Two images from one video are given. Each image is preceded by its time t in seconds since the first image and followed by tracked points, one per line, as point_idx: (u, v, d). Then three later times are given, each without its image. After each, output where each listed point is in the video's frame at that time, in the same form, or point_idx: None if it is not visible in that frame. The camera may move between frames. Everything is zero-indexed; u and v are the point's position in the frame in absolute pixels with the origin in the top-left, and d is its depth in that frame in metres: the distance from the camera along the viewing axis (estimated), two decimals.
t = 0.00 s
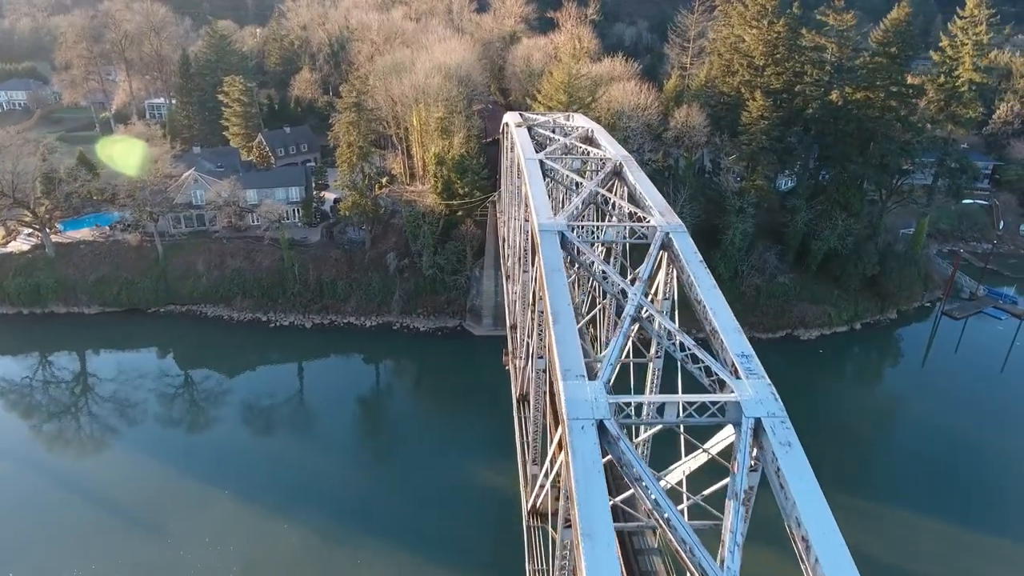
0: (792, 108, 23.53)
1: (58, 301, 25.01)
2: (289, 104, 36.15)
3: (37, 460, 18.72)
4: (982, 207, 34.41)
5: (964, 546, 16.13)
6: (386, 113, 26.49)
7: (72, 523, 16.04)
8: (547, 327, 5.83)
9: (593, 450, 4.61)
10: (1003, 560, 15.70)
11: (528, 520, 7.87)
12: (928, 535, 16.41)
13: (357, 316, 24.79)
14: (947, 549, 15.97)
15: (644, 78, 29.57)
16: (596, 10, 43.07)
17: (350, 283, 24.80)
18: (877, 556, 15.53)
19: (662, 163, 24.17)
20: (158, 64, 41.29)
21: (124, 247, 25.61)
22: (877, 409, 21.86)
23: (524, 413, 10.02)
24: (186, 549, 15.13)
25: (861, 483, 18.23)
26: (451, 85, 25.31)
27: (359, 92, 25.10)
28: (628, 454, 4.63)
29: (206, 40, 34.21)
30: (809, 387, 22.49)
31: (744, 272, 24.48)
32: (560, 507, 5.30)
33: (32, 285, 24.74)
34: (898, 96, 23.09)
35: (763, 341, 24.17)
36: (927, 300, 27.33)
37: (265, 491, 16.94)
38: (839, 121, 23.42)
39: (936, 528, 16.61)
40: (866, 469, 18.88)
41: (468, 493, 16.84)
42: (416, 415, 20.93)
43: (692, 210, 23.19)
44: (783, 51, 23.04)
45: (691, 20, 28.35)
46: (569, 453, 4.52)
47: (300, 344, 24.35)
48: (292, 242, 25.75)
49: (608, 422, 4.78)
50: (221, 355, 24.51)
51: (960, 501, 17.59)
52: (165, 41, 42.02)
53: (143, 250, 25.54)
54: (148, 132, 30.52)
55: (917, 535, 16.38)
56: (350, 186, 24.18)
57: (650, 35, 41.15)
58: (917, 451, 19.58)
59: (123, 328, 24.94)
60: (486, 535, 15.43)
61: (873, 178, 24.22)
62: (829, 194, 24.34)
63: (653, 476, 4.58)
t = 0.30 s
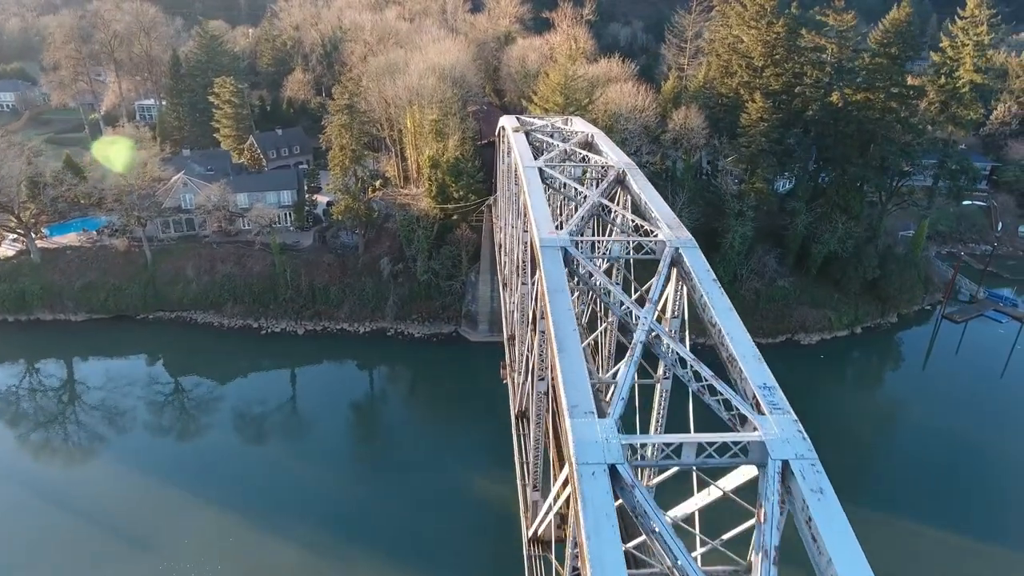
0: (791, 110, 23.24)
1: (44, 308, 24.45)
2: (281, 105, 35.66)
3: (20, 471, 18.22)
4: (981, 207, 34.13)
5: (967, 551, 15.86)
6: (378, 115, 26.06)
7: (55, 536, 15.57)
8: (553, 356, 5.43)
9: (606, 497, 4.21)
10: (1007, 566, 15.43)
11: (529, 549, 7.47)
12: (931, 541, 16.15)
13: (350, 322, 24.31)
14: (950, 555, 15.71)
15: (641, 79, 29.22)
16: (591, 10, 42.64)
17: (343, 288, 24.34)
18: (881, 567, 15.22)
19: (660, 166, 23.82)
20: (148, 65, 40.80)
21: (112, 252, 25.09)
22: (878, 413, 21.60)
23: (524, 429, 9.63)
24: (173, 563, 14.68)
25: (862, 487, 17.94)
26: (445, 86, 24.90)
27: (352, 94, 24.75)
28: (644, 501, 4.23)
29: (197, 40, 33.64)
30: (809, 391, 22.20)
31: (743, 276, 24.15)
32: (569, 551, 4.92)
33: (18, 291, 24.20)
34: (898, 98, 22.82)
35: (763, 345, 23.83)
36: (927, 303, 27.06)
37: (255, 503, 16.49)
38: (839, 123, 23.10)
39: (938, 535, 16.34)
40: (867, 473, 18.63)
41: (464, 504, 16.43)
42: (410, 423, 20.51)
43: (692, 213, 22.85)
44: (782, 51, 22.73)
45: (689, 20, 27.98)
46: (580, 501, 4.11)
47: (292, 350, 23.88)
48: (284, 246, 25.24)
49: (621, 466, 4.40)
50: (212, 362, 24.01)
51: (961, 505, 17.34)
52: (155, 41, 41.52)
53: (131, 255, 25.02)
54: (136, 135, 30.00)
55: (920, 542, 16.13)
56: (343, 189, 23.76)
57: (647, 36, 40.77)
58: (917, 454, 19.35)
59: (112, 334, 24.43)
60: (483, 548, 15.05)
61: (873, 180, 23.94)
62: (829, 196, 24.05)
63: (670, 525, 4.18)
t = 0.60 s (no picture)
0: (791, 111, 22.89)
1: (30, 315, 23.96)
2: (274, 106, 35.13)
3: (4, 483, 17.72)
4: (980, 209, 33.83)
5: (970, 555, 15.60)
6: (372, 117, 25.66)
7: (39, 551, 15.10)
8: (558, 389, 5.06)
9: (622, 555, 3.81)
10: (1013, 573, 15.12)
11: None
12: (931, 542, 15.93)
13: (344, 329, 23.84)
14: (955, 561, 15.41)
15: (639, 80, 28.86)
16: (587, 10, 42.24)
17: (336, 294, 23.88)
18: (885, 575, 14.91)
19: (659, 168, 23.48)
20: (138, 66, 40.24)
21: (100, 258, 24.54)
22: (879, 415, 21.40)
23: (523, 447, 9.27)
24: None
25: (863, 492, 17.64)
26: (441, 88, 24.54)
27: (345, 96, 24.25)
28: (664, 558, 3.84)
29: (188, 40, 33.16)
30: (810, 396, 21.90)
31: (743, 280, 23.80)
32: None
33: (3, 297, 23.67)
34: (899, 99, 22.54)
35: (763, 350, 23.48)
36: (928, 307, 26.77)
37: (245, 516, 16.06)
38: (839, 125, 22.82)
39: (938, 536, 16.14)
40: (868, 475, 18.39)
41: (463, 521, 16.02)
42: (406, 432, 20.08)
43: (691, 216, 22.51)
44: (781, 52, 22.43)
45: (687, 21, 27.68)
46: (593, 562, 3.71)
47: (284, 357, 23.41)
48: (276, 251, 24.74)
49: (636, 519, 4.02)
50: (202, 369, 23.51)
51: (960, 505, 17.16)
52: (146, 42, 40.95)
53: (120, 261, 24.49)
54: (126, 137, 29.46)
55: (921, 544, 15.89)
56: (336, 193, 23.31)
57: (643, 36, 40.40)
58: (917, 455, 19.12)
59: (100, 341, 23.93)
60: (480, 564, 14.67)
61: (875, 183, 23.61)
62: (830, 199, 23.73)
63: None
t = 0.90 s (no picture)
0: (793, 113, 22.66)
1: (17, 322, 23.44)
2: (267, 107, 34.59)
3: None
4: (980, 210, 33.55)
5: (974, 561, 15.30)
6: (367, 119, 25.19)
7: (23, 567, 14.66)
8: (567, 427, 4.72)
9: None
10: None
11: None
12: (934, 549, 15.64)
13: (338, 335, 23.37)
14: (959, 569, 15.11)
15: (638, 81, 28.48)
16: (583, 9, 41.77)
17: (330, 300, 23.43)
18: None
19: (658, 171, 23.14)
20: (129, 66, 39.63)
21: (89, 263, 24.02)
22: (880, 418, 21.13)
23: (524, 465, 8.94)
24: None
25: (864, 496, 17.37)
26: (437, 89, 24.11)
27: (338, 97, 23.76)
28: None
29: (180, 40, 32.63)
30: (811, 400, 21.59)
31: (745, 284, 23.42)
32: None
33: None
34: (902, 100, 22.20)
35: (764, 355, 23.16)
36: (930, 310, 26.46)
37: (236, 530, 15.65)
38: (842, 126, 22.50)
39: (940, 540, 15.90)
40: (871, 480, 18.10)
41: (460, 535, 15.61)
42: (402, 441, 19.66)
43: (691, 220, 22.15)
44: (783, 53, 22.10)
45: (686, 21, 27.31)
46: None
47: (278, 364, 22.96)
48: (268, 256, 24.20)
49: None
50: (194, 377, 23.05)
51: (963, 509, 16.89)
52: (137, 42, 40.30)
53: (109, 266, 23.98)
54: (115, 139, 28.90)
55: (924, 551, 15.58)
56: (330, 197, 22.85)
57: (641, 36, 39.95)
58: (919, 458, 18.86)
59: (90, 349, 23.44)
60: None
61: (878, 186, 23.27)
62: (832, 201, 23.38)
63: None
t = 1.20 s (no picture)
0: (796, 115, 22.28)
1: (6, 329, 22.98)
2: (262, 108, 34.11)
3: None
4: (983, 212, 33.19)
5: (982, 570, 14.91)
6: (362, 121, 24.74)
7: None
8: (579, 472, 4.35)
9: None
10: None
11: None
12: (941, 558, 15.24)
13: (333, 341, 22.94)
14: None
15: (638, 82, 28.09)
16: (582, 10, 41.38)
17: (325, 305, 23.01)
18: None
19: (659, 173, 22.75)
20: (123, 67, 39.12)
21: (79, 268, 23.55)
22: (884, 424, 20.77)
23: (526, 487, 8.56)
24: None
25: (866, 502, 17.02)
26: (434, 90, 23.72)
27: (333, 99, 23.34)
28: None
29: (173, 41, 32.17)
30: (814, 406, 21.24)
31: (747, 288, 23.11)
32: None
33: None
34: (907, 102, 21.82)
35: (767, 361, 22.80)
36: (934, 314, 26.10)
37: (226, 543, 15.20)
38: (845, 129, 22.18)
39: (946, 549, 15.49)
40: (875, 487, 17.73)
41: (456, 548, 15.16)
42: (398, 450, 19.24)
43: (692, 223, 21.76)
44: (786, 53, 21.71)
45: (687, 21, 26.94)
46: None
47: (272, 371, 22.50)
48: (262, 261, 23.77)
49: None
50: (186, 384, 22.59)
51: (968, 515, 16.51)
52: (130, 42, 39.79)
53: (99, 271, 23.52)
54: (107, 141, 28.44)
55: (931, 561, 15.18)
56: (325, 200, 22.36)
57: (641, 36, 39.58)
58: (923, 462, 18.50)
59: (80, 356, 22.99)
60: None
61: (881, 189, 22.94)
62: (835, 205, 23.02)
63: None
